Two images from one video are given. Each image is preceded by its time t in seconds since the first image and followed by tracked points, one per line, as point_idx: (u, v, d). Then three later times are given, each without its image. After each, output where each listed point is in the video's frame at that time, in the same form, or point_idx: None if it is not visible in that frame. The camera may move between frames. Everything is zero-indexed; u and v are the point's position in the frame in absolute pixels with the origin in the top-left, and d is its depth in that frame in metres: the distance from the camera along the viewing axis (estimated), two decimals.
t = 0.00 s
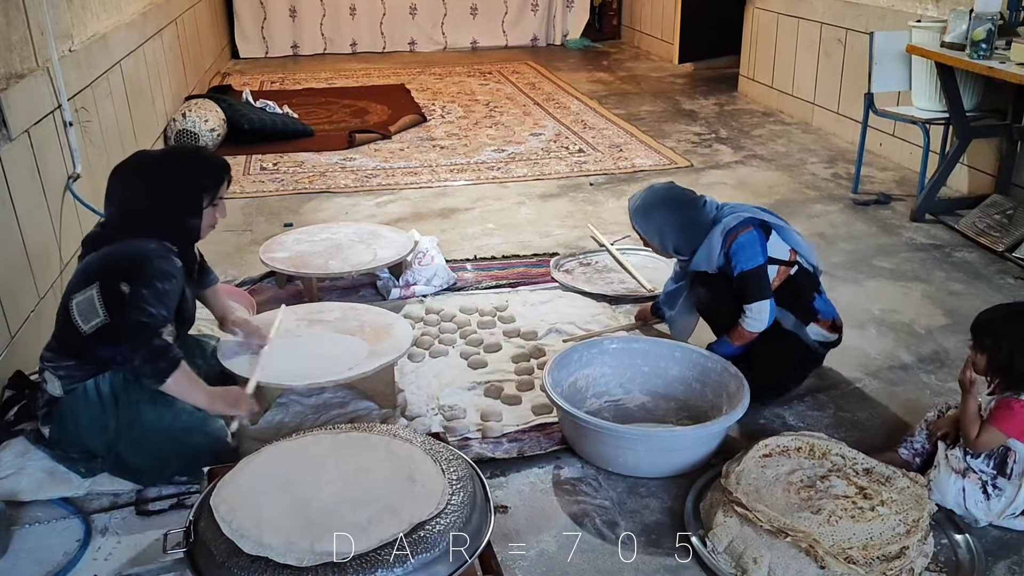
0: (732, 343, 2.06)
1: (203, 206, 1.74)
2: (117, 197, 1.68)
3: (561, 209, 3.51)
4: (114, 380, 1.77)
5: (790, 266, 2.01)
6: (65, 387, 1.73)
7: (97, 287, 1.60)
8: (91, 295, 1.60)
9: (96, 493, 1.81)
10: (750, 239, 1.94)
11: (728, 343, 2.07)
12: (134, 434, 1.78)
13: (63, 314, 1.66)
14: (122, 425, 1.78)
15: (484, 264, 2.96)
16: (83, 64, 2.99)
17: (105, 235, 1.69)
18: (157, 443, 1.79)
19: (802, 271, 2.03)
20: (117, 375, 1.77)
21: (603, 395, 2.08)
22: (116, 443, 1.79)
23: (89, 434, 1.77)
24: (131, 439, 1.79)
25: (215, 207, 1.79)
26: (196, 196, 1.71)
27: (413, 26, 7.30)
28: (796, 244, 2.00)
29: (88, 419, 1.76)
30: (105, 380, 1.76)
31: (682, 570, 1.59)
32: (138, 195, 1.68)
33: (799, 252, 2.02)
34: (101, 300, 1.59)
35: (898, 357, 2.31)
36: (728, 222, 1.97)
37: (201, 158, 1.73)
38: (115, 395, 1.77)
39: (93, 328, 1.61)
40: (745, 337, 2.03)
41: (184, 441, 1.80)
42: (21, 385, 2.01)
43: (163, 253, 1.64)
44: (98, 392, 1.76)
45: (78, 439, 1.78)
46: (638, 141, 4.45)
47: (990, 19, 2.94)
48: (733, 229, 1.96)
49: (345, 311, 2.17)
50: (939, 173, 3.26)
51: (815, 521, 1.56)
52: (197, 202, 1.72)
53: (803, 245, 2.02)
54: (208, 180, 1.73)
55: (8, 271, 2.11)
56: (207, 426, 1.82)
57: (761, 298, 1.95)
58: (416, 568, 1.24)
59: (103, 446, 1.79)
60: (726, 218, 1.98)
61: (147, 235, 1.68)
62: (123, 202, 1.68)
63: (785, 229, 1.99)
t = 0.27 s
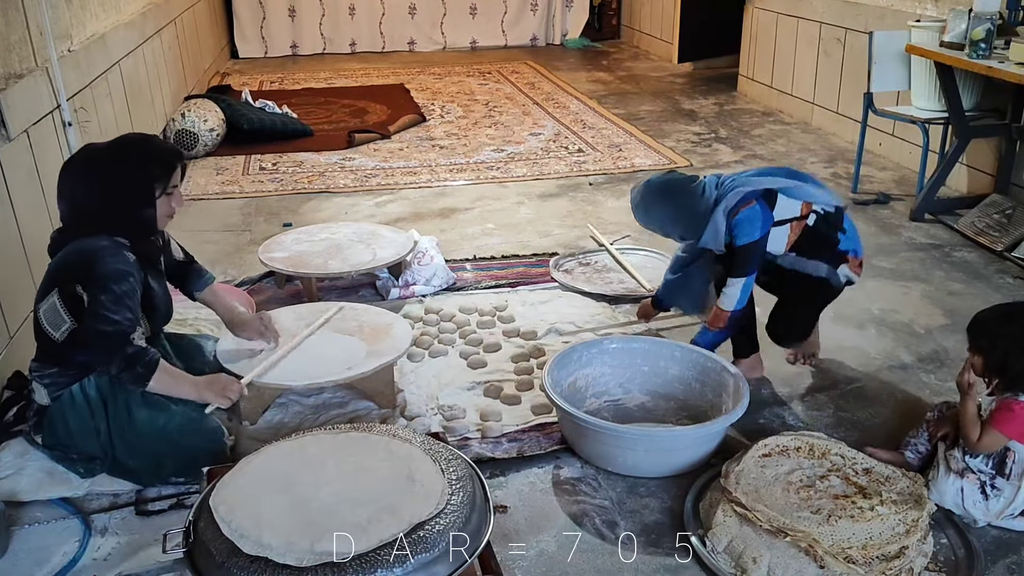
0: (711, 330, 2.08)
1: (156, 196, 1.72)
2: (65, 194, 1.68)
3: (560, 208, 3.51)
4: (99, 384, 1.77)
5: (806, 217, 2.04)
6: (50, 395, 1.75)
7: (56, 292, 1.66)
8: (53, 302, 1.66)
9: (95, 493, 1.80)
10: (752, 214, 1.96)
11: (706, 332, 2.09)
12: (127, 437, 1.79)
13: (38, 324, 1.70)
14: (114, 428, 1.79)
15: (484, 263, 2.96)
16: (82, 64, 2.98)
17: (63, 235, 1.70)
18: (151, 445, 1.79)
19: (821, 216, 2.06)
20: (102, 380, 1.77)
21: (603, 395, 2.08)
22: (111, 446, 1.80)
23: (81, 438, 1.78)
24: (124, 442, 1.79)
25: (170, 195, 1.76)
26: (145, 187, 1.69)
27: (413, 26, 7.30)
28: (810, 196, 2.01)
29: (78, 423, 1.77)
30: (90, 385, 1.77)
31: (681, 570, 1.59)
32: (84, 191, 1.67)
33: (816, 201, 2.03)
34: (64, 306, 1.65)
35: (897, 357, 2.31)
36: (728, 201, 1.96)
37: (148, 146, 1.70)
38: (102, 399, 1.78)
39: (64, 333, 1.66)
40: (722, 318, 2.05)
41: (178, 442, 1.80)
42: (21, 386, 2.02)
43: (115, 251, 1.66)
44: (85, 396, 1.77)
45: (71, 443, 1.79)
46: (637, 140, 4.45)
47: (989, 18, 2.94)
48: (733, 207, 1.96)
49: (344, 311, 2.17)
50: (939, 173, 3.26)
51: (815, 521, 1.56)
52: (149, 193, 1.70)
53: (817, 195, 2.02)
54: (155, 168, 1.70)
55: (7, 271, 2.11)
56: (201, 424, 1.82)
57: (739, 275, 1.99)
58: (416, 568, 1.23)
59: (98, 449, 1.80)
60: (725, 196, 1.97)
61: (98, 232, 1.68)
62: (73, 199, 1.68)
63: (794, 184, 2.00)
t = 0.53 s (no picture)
0: (781, 258, 1.96)
1: (162, 198, 1.71)
2: (70, 195, 1.67)
3: (560, 208, 3.51)
4: (101, 385, 1.77)
5: (819, 156, 2.01)
6: (53, 395, 1.75)
7: (61, 293, 1.66)
8: (59, 303, 1.66)
9: (95, 493, 1.80)
10: (768, 140, 1.91)
11: (777, 257, 1.97)
12: (128, 437, 1.79)
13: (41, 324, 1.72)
14: (115, 428, 1.78)
15: (483, 264, 2.96)
16: (81, 64, 2.99)
17: (68, 238, 1.70)
18: (152, 445, 1.79)
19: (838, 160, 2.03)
20: (103, 380, 1.77)
21: (603, 395, 2.08)
22: (111, 446, 1.80)
23: (82, 439, 1.78)
24: (125, 443, 1.79)
25: (176, 196, 1.76)
26: (152, 190, 1.68)
27: (412, 26, 7.30)
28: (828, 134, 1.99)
29: (79, 424, 1.77)
30: (92, 386, 1.76)
31: (680, 570, 1.60)
32: (90, 193, 1.66)
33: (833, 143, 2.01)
34: (68, 307, 1.65)
35: (897, 357, 2.31)
36: (743, 127, 1.93)
37: (154, 147, 1.69)
38: (104, 399, 1.77)
39: (68, 334, 1.67)
40: (793, 241, 1.94)
41: (179, 442, 1.80)
42: (21, 386, 2.02)
43: (119, 256, 1.66)
44: (86, 397, 1.76)
45: (72, 444, 1.78)
46: (637, 140, 4.46)
47: (988, 18, 2.94)
48: (747, 135, 1.93)
49: (344, 311, 2.17)
50: (938, 173, 3.26)
51: (814, 521, 1.56)
52: (156, 196, 1.69)
53: (828, 132, 1.99)
54: (162, 172, 1.69)
55: (8, 271, 2.11)
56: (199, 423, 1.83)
57: (798, 192, 1.90)
58: (416, 568, 1.24)
59: (98, 449, 1.80)
60: (740, 123, 1.93)
61: (103, 235, 1.68)
62: (78, 201, 1.67)
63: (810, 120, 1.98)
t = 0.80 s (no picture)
0: (820, 139, 1.99)
1: (211, 210, 1.77)
2: (124, 195, 1.73)
3: (559, 208, 3.51)
4: (109, 379, 1.78)
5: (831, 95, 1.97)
6: (62, 385, 1.76)
7: (99, 281, 1.65)
8: (91, 291, 1.65)
9: (94, 493, 1.81)
10: (787, 30, 1.94)
11: (819, 142, 1.99)
12: (128, 435, 1.78)
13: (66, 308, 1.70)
14: (117, 425, 1.79)
15: (483, 263, 2.96)
16: (80, 64, 2.99)
17: (110, 237, 1.72)
18: (151, 444, 1.79)
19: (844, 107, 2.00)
20: (112, 374, 1.78)
21: (602, 395, 2.08)
22: (112, 443, 1.80)
23: (84, 434, 1.78)
24: (124, 440, 1.79)
25: (223, 212, 1.82)
26: (203, 201, 1.74)
27: (412, 26, 7.30)
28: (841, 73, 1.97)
29: (83, 418, 1.77)
30: (100, 379, 1.78)
31: (680, 569, 1.60)
32: (145, 196, 1.71)
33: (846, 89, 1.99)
34: (101, 297, 1.64)
35: (896, 357, 2.31)
36: (768, 10, 1.96)
37: (212, 162, 1.77)
38: (110, 394, 1.78)
39: (94, 323, 1.66)
40: (833, 117, 1.96)
41: (179, 442, 1.80)
42: (20, 386, 2.01)
43: (165, 254, 1.67)
44: (94, 391, 1.78)
45: (73, 439, 1.79)
46: (636, 140, 4.46)
47: (986, 18, 2.94)
48: (770, 18, 1.96)
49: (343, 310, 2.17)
50: (937, 173, 3.26)
51: (814, 520, 1.56)
52: (206, 206, 1.75)
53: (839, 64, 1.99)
54: (217, 185, 1.76)
55: (7, 270, 2.11)
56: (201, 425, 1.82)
57: (820, 71, 1.92)
58: (415, 567, 1.24)
59: (99, 446, 1.80)
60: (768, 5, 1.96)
61: (150, 235, 1.71)
62: (130, 204, 1.72)
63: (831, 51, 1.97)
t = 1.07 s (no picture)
0: (786, 79, 2.13)
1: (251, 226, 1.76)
2: (163, 205, 1.67)
3: (559, 208, 3.51)
4: (130, 378, 1.81)
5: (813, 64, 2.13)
6: (82, 381, 1.76)
7: (149, 287, 1.66)
8: (142, 297, 1.66)
9: (94, 493, 1.80)
10: None
11: (784, 81, 2.14)
12: (137, 432, 1.79)
13: (94, 306, 1.69)
14: (130, 421, 1.79)
15: (482, 263, 2.96)
16: (80, 63, 2.98)
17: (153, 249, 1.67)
18: (156, 442, 1.79)
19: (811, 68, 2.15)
20: (134, 373, 1.81)
21: (602, 394, 2.08)
22: (119, 442, 1.80)
23: (95, 431, 1.78)
24: (133, 437, 1.79)
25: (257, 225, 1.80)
26: (246, 215, 1.73)
27: (412, 25, 7.29)
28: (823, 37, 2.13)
29: (97, 414, 1.78)
30: (122, 377, 1.80)
31: (680, 569, 1.60)
32: (187, 206, 1.67)
33: (823, 53, 2.15)
34: (150, 303, 1.67)
35: (896, 356, 2.31)
36: None
37: (252, 179, 1.74)
38: (129, 393, 1.81)
39: (131, 324, 1.69)
40: (801, 66, 2.12)
41: (185, 441, 1.80)
42: (20, 386, 2.00)
43: (224, 263, 1.66)
44: (114, 388, 1.80)
45: (82, 435, 1.78)
46: (636, 140, 4.46)
47: (986, 18, 2.94)
48: None
49: (341, 309, 2.17)
50: (937, 172, 3.26)
51: (814, 520, 1.56)
52: (247, 223, 1.73)
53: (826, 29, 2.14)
54: (257, 199, 1.74)
55: (7, 270, 2.11)
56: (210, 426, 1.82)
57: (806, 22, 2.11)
58: (414, 567, 1.24)
59: (106, 444, 1.79)
60: None
61: (196, 245, 1.68)
62: (172, 217, 1.67)
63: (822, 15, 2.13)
